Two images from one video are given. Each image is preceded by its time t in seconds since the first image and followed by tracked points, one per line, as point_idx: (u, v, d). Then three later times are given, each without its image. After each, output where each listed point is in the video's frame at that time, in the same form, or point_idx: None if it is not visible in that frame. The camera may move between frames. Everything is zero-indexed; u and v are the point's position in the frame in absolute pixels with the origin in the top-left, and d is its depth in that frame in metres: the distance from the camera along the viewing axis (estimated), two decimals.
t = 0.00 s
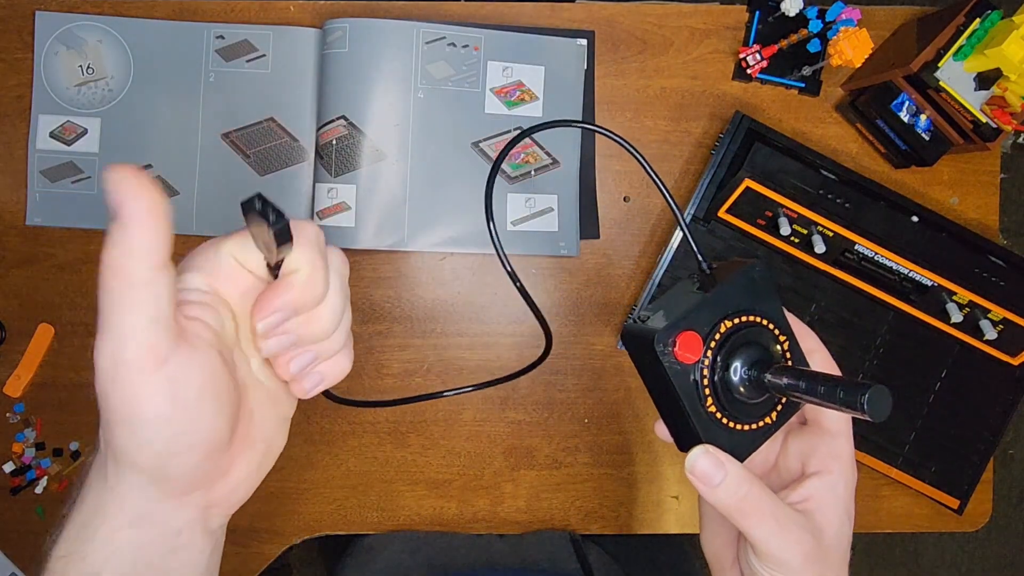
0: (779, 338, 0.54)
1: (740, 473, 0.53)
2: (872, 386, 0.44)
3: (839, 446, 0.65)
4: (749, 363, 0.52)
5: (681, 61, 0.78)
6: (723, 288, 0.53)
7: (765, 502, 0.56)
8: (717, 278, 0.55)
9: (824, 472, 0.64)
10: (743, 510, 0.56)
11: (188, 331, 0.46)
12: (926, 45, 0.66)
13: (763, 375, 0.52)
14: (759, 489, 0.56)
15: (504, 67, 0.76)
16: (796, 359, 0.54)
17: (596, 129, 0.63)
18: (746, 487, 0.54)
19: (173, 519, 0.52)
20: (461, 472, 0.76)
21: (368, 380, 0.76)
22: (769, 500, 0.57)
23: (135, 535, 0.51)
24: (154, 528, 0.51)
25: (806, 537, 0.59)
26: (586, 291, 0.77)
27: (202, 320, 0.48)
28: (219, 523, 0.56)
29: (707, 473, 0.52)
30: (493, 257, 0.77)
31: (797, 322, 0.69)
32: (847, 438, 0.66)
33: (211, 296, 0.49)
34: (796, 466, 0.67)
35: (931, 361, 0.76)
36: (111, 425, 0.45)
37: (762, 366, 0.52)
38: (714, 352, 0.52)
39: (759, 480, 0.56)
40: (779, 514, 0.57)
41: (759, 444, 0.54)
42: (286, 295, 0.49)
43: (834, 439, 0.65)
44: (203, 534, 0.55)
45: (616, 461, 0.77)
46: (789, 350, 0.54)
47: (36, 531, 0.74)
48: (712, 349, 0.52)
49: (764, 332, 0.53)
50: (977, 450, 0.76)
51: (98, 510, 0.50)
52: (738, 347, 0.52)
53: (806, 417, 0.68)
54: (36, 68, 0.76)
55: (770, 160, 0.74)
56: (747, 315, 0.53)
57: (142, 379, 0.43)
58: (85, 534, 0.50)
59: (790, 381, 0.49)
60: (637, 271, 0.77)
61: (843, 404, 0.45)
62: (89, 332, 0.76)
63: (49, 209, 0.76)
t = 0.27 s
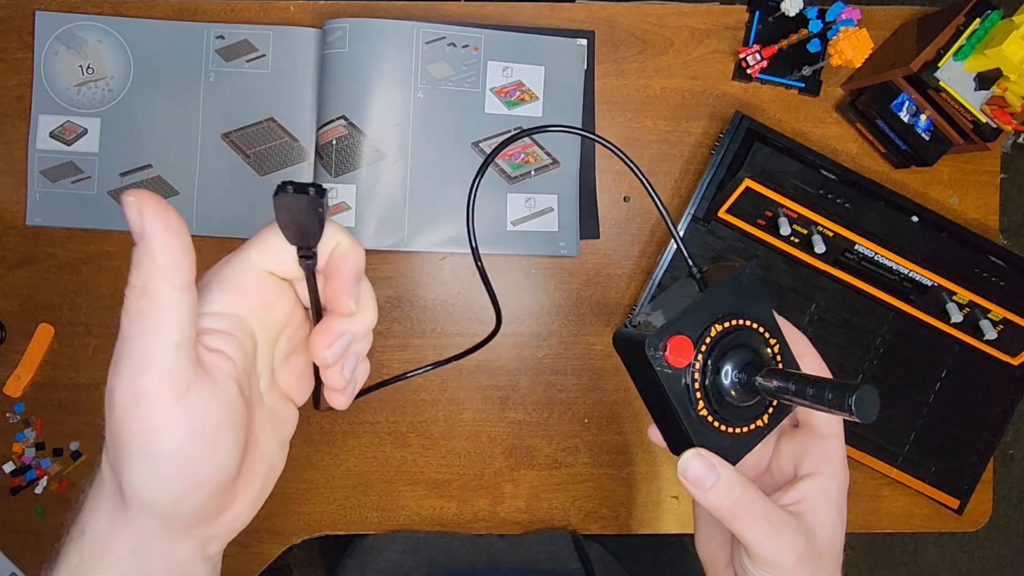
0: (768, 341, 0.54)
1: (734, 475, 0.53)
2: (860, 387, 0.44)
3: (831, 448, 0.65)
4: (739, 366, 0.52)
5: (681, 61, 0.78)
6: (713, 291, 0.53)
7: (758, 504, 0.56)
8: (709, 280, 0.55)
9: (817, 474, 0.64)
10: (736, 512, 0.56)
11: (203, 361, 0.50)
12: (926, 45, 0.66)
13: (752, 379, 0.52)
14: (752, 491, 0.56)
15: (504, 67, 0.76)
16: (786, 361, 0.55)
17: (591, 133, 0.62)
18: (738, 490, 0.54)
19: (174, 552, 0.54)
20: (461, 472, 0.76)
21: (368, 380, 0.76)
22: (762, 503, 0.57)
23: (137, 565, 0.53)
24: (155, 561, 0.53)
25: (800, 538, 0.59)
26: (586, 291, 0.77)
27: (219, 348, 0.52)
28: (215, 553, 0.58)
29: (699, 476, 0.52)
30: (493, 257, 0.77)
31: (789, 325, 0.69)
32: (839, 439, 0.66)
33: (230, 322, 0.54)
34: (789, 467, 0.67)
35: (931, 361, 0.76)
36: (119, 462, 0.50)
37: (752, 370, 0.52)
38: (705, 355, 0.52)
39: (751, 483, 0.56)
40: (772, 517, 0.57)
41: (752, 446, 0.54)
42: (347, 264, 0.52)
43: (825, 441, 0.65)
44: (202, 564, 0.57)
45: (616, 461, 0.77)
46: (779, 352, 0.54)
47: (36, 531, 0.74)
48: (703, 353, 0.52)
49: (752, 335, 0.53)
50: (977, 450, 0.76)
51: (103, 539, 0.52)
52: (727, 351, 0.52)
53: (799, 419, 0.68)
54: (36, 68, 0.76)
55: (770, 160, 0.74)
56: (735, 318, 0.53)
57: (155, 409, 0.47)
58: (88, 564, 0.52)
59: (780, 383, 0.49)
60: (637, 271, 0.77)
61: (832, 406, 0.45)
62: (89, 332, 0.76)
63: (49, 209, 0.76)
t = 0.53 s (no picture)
0: (766, 341, 0.54)
1: (732, 474, 0.53)
2: (859, 386, 0.44)
3: (828, 447, 0.65)
4: (738, 366, 0.52)
5: (681, 61, 0.78)
6: (712, 291, 0.53)
7: (756, 502, 0.56)
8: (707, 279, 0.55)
9: (814, 473, 0.64)
10: (735, 511, 0.56)
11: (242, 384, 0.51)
12: (926, 45, 0.66)
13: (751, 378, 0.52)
14: (750, 490, 0.56)
15: (504, 67, 0.76)
16: (783, 361, 0.55)
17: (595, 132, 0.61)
18: (736, 490, 0.54)
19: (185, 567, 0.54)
20: (461, 472, 0.76)
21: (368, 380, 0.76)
22: (759, 502, 0.57)
23: None
24: None
25: (798, 537, 0.59)
26: (586, 291, 0.77)
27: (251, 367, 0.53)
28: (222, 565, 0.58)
29: (699, 475, 0.52)
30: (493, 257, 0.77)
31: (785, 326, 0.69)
32: (836, 438, 0.66)
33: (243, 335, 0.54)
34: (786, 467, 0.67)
35: (931, 361, 0.76)
36: (149, 474, 0.49)
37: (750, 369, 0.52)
38: (704, 356, 0.52)
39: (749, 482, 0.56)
40: (770, 517, 0.57)
41: (750, 446, 0.55)
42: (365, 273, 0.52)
43: (822, 440, 0.65)
44: None
45: (616, 461, 0.77)
46: (776, 352, 0.54)
47: (36, 531, 0.74)
48: (703, 353, 0.52)
49: (751, 335, 0.54)
50: (978, 450, 0.76)
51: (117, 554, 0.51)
52: (725, 351, 0.52)
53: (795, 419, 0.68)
54: (36, 68, 0.76)
55: (770, 160, 0.74)
56: (734, 318, 0.53)
57: (196, 428, 0.48)
58: None
59: (778, 382, 0.49)
60: (637, 271, 0.77)
61: (831, 404, 0.45)
62: (89, 332, 0.76)
63: (49, 209, 0.76)
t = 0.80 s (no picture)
0: (766, 340, 0.54)
1: (734, 473, 0.53)
2: (860, 383, 0.44)
3: (826, 446, 0.65)
4: (738, 365, 0.52)
5: (681, 61, 0.78)
6: (712, 290, 0.53)
7: (756, 501, 0.56)
8: (707, 279, 0.55)
9: (812, 472, 0.64)
10: (735, 509, 0.56)
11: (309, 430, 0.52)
12: (926, 45, 0.66)
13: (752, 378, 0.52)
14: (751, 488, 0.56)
15: (504, 68, 0.76)
16: (783, 360, 0.55)
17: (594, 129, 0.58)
18: (738, 488, 0.54)
19: None
20: (461, 472, 0.76)
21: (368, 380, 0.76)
22: (760, 500, 0.57)
23: None
24: None
25: (798, 535, 0.59)
26: (586, 291, 0.77)
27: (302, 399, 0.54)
28: None
29: (700, 474, 0.52)
30: (492, 257, 0.77)
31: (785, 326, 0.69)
32: (834, 436, 0.66)
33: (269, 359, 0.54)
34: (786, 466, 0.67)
35: (931, 361, 0.76)
36: (186, 509, 0.50)
37: (750, 369, 0.53)
38: (705, 355, 0.52)
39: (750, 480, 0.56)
40: (770, 515, 0.58)
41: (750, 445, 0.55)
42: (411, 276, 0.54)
43: (821, 439, 0.65)
44: None
45: (616, 461, 0.77)
46: (776, 351, 0.55)
47: (35, 531, 0.74)
48: (704, 352, 0.52)
49: (750, 334, 0.54)
50: (977, 450, 0.76)
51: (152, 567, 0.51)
52: (725, 350, 0.52)
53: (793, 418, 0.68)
54: (36, 69, 0.76)
55: (770, 160, 0.74)
56: (734, 317, 0.53)
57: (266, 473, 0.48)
58: None
59: (779, 381, 0.49)
60: (637, 271, 0.77)
61: (832, 402, 0.45)
62: (89, 332, 0.76)
63: (49, 209, 0.76)
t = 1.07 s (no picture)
0: (767, 339, 0.54)
1: (737, 472, 0.53)
2: (864, 382, 0.44)
3: (827, 445, 0.65)
4: (741, 364, 0.52)
5: (681, 61, 0.78)
6: (713, 290, 0.53)
7: (758, 500, 0.56)
8: (709, 280, 0.55)
9: (814, 471, 0.64)
10: (739, 509, 0.56)
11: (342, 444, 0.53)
12: (926, 45, 0.66)
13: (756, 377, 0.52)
14: (753, 488, 0.55)
15: (504, 68, 0.76)
16: (784, 359, 0.55)
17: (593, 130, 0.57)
18: (741, 488, 0.54)
19: None
20: (461, 472, 0.76)
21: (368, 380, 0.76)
22: (763, 500, 0.57)
23: None
24: None
25: (800, 535, 0.59)
26: (586, 291, 0.77)
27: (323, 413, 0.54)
28: None
29: (703, 474, 0.52)
30: (492, 257, 0.77)
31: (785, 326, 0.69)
32: (835, 436, 0.66)
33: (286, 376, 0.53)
34: (786, 466, 0.67)
35: (931, 361, 0.76)
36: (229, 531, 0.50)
37: (754, 368, 0.53)
38: (708, 355, 0.52)
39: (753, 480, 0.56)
40: (773, 516, 0.57)
41: (752, 445, 0.55)
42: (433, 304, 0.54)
43: (822, 439, 0.65)
44: None
45: (616, 461, 0.77)
46: (778, 350, 0.55)
47: (35, 531, 0.74)
48: (707, 352, 0.52)
49: (752, 334, 0.54)
50: (977, 450, 0.76)
51: None
52: (729, 349, 0.52)
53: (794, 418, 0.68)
54: (36, 68, 0.76)
55: (770, 160, 0.74)
56: (736, 317, 0.53)
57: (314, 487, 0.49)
58: None
59: (783, 380, 0.49)
60: (637, 271, 0.77)
61: (837, 401, 0.45)
62: (89, 332, 0.76)
63: (48, 209, 0.76)
